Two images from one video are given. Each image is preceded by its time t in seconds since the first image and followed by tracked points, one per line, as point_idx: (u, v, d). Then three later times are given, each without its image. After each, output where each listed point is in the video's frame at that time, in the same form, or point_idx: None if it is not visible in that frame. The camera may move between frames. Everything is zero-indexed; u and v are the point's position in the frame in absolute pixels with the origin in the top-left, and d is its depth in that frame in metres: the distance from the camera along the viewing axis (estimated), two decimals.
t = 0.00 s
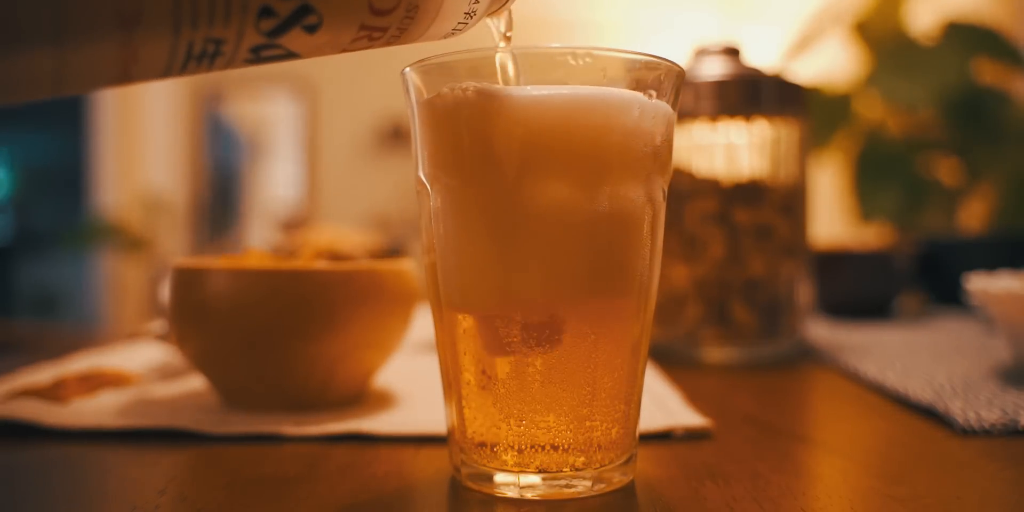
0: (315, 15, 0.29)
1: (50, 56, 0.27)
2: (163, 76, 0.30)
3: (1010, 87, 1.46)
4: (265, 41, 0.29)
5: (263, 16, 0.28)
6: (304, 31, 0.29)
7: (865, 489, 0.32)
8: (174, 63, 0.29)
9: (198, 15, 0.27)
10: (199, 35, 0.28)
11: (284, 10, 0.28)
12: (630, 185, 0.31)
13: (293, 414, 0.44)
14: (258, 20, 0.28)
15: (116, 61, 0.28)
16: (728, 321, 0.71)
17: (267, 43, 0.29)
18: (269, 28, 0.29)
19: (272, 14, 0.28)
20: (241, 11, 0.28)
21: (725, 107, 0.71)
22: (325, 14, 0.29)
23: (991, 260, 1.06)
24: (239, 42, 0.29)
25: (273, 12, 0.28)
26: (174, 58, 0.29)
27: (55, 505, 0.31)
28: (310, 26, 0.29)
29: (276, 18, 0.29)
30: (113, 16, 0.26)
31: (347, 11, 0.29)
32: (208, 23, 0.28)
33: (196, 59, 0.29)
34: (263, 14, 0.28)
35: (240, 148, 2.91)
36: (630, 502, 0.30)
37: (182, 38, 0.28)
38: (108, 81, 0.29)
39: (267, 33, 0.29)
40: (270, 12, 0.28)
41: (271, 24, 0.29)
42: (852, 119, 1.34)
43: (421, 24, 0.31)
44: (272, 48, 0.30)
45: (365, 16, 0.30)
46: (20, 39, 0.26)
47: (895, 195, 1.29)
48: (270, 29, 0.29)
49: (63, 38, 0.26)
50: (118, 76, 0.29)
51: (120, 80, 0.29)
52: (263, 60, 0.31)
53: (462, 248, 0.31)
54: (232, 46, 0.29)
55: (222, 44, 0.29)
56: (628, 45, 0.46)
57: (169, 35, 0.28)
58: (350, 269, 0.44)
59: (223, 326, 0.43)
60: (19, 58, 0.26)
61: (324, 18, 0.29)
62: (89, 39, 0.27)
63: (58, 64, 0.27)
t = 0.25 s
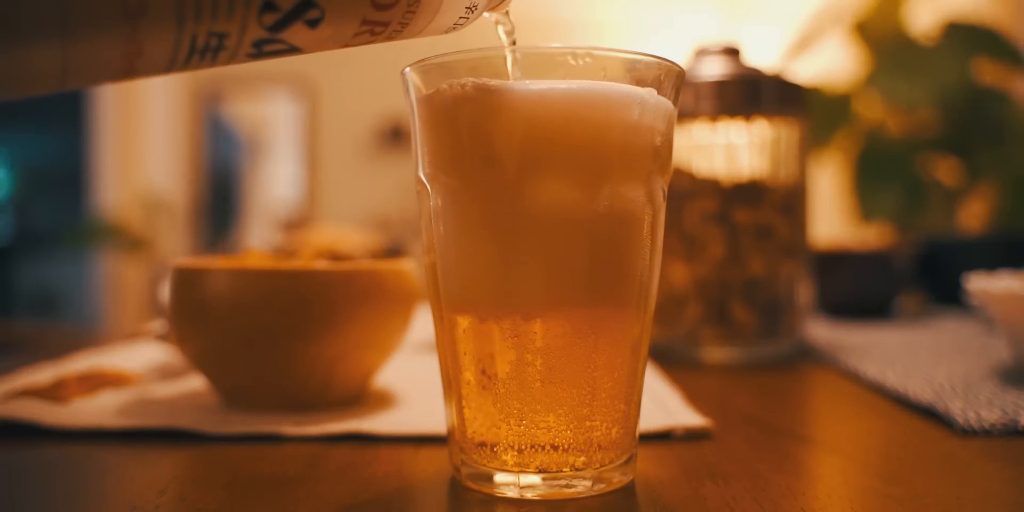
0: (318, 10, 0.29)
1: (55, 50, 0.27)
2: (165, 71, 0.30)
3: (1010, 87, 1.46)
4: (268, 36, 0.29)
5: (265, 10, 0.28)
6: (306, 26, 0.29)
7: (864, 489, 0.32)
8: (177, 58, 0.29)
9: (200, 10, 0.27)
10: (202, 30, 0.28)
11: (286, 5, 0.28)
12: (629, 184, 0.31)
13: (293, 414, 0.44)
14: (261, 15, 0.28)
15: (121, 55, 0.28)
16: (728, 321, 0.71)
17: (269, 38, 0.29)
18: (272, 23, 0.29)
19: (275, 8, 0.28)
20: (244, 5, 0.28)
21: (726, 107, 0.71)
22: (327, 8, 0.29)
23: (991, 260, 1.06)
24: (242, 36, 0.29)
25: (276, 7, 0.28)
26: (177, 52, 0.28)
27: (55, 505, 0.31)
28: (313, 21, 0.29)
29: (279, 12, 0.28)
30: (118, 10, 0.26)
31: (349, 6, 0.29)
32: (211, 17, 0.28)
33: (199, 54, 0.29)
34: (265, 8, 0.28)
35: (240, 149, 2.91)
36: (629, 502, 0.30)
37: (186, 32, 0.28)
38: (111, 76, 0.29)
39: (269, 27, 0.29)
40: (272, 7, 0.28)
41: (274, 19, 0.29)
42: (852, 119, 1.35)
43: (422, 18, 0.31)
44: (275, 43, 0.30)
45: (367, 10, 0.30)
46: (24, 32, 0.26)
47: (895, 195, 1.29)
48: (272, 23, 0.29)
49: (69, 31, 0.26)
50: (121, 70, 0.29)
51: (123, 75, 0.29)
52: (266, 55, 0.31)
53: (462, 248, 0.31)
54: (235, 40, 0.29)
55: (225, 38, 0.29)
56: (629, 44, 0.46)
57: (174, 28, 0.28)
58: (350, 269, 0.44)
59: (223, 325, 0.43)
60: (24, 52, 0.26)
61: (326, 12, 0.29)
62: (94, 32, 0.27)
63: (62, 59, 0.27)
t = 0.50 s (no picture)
0: (323, 13, 0.29)
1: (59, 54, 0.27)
2: (169, 73, 0.30)
3: (1010, 86, 1.46)
4: (273, 39, 0.29)
5: (271, 14, 0.28)
6: (311, 29, 0.29)
7: (865, 489, 0.32)
8: (183, 61, 0.29)
9: (206, 14, 0.27)
10: (208, 33, 0.28)
11: (292, 9, 0.28)
12: (629, 184, 0.31)
13: (293, 414, 0.44)
14: (266, 18, 0.28)
15: (126, 58, 0.28)
16: (728, 321, 0.71)
17: (274, 41, 0.30)
18: (277, 27, 0.29)
19: (281, 13, 0.28)
20: (249, 9, 0.28)
21: (726, 107, 0.71)
22: (332, 11, 0.29)
23: (991, 260, 1.06)
24: (248, 40, 0.29)
25: (281, 10, 0.28)
26: (182, 55, 0.28)
27: (54, 505, 0.31)
28: (317, 25, 0.29)
29: (283, 17, 0.29)
30: (123, 13, 0.26)
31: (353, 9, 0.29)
32: (217, 20, 0.28)
33: (205, 57, 0.29)
34: (270, 13, 0.28)
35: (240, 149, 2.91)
36: (629, 501, 0.30)
37: (191, 35, 0.28)
38: (115, 79, 0.29)
39: (275, 31, 0.29)
40: (278, 10, 0.28)
41: (279, 22, 0.29)
42: (852, 120, 1.35)
43: (426, 21, 0.31)
44: (281, 46, 0.30)
45: (372, 13, 0.30)
46: (26, 37, 0.26)
47: (895, 196, 1.29)
48: (277, 27, 0.29)
49: (73, 36, 0.26)
50: (124, 73, 0.29)
51: (127, 77, 0.29)
52: (272, 57, 0.31)
53: (462, 247, 0.31)
54: (239, 44, 0.29)
55: (231, 42, 0.29)
56: (629, 45, 0.46)
57: (179, 32, 0.28)
58: (349, 269, 0.44)
59: (223, 326, 0.43)
60: (26, 56, 0.26)
61: (331, 16, 0.29)
62: (99, 37, 0.27)
63: (67, 63, 0.27)
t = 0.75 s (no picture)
0: (325, 10, 0.29)
1: (60, 54, 0.27)
2: (170, 72, 0.30)
3: (1009, 86, 1.46)
4: (276, 36, 0.29)
5: (273, 11, 0.28)
6: (314, 26, 0.29)
7: (865, 489, 0.32)
8: (185, 58, 0.29)
9: (208, 12, 0.27)
10: (209, 31, 0.28)
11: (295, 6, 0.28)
12: (629, 184, 0.31)
13: (293, 414, 0.44)
14: (269, 15, 0.28)
15: (127, 57, 0.28)
16: (728, 321, 0.71)
17: (276, 38, 0.29)
18: (280, 24, 0.29)
19: (284, 9, 0.28)
20: (252, 6, 0.28)
21: (725, 107, 0.71)
22: (335, 9, 0.29)
23: (991, 260, 1.06)
24: (250, 38, 0.29)
25: (284, 8, 0.28)
26: (184, 53, 0.28)
27: (54, 505, 0.31)
28: (320, 21, 0.29)
29: (287, 13, 0.28)
30: (125, 12, 0.26)
31: (356, 6, 0.29)
32: (219, 18, 0.28)
33: (206, 55, 0.29)
34: (274, 10, 0.28)
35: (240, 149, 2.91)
36: (629, 502, 0.30)
37: (193, 34, 0.28)
38: (116, 78, 0.29)
39: (278, 28, 0.29)
40: (280, 7, 0.28)
41: (282, 20, 0.29)
42: (852, 120, 1.35)
43: (429, 18, 0.31)
44: (283, 44, 0.30)
45: (375, 10, 0.30)
46: (28, 35, 0.26)
47: (895, 196, 1.29)
48: (280, 24, 0.29)
49: (74, 33, 0.26)
50: (125, 71, 0.29)
51: (129, 76, 0.29)
52: (274, 55, 0.31)
53: (461, 246, 0.31)
54: (242, 42, 0.29)
55: (233, 40, 0.29)
56: (630, 45, 0.46)
57: (181, 30, 0.28)
58: (349, 269, 0.44)
59: (223, 326, 0.43)
60: (26, 55, 0.26)
61: (334, 13, 0.29)
62: (101, 35, 0.27)
63: (69, 61, 0.27)
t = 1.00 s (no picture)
0: (328, 9, 0.29)
1: (62, 54, 0.27)
2: (172, 72, 0.30)
3: (1009, 86, 1.46)
4: (279, 35, 0.29)
5: (276, 10, 0.28)
6: (317, 25, 0.29)
7: (865, 489, 0.32)
8: (186, 58, 0.29)
9: (210, 11, 0.27)
10: (212, 30, 0.28)
11: (298, 5, 0.28)
12: (629, 183, 0.31)
13: (293, 414, 0.44)
14: (272, 15, 0.28)
15: (129, 56, 0.28)
16: (728, 321, 0.71)
17: (280, 38, 0.29)
18: (283, 23, 0.29)
19: (287, 9, 0.28)
20: (255, 5, 0.28)
21: (726, 107, 0.71)
22: (338, 8, 0.29)
23: (991, 260, 1.06)
24: (252, 37, 0.29)
25: (287, 7, 0.28)
26: (186, 53, 0.28)
27: (54, 505, 0.31)
28: (323, 21, 0.29)
29: (290, 12, 0.28)
30: (127, 11, 0.26)
31: (359, 5, 0.29)
32: (222, 18, 0.28)
33: (209, 54, 0.29)
34: (277, 9, 0.28)
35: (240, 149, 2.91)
36: (628, 502, 0.30)
37: (195, 33, 0.28)
38: (118, 78, 0.29)
39: (281, 27, 0.29)
40: (283, 6, 0.28)
41: (285, 19, 0.29)
42: (852, 120, 1.34)
43: (433, 18, 0.31)
44: (286, 43, 0.30)
45: (378, 9, 0.30)
46: (31, 34, 0.26)
47: (895, 196, 1.29)
48: (283, 23, 0.29)
49: (76, 33, 0.26)
50: (126, 71, 0.29)
51: (131, 75, 0.29)
52: (277, 54, 0.31)
53: (461, 246, 0.31)
54: (244, 41, 0.29)
55: (235, 39, 0.29)
56: (631, 45, 0.46)
57: (183, 29, 0.28)
58: (349, 269, 0.44)
59: (223, 326, 0.43)
60: (28, 54, 0.26)
61: (337, 12, 0.29)
62: (103, 35, 0.27)
63: (70, 60, 0.27)
